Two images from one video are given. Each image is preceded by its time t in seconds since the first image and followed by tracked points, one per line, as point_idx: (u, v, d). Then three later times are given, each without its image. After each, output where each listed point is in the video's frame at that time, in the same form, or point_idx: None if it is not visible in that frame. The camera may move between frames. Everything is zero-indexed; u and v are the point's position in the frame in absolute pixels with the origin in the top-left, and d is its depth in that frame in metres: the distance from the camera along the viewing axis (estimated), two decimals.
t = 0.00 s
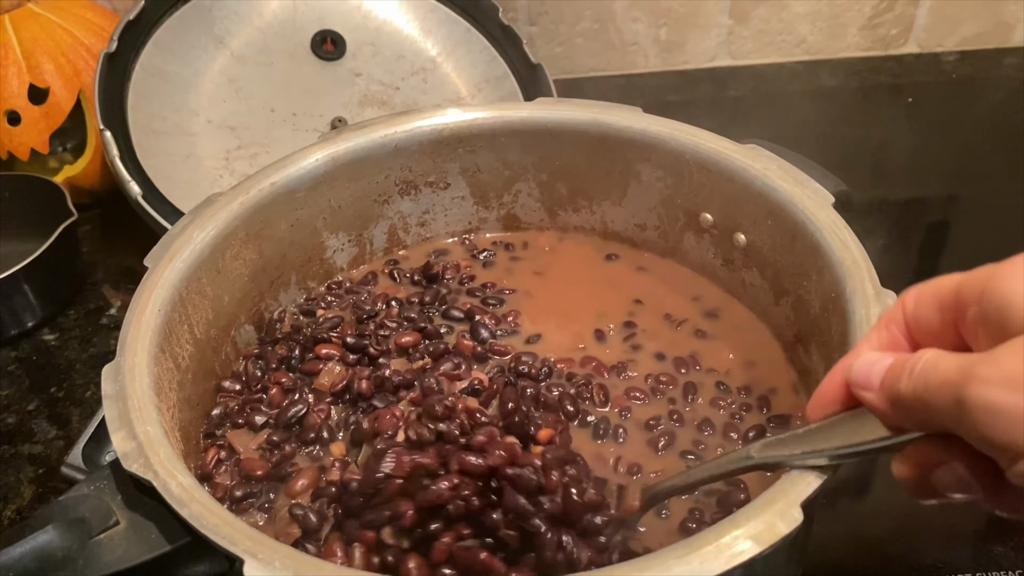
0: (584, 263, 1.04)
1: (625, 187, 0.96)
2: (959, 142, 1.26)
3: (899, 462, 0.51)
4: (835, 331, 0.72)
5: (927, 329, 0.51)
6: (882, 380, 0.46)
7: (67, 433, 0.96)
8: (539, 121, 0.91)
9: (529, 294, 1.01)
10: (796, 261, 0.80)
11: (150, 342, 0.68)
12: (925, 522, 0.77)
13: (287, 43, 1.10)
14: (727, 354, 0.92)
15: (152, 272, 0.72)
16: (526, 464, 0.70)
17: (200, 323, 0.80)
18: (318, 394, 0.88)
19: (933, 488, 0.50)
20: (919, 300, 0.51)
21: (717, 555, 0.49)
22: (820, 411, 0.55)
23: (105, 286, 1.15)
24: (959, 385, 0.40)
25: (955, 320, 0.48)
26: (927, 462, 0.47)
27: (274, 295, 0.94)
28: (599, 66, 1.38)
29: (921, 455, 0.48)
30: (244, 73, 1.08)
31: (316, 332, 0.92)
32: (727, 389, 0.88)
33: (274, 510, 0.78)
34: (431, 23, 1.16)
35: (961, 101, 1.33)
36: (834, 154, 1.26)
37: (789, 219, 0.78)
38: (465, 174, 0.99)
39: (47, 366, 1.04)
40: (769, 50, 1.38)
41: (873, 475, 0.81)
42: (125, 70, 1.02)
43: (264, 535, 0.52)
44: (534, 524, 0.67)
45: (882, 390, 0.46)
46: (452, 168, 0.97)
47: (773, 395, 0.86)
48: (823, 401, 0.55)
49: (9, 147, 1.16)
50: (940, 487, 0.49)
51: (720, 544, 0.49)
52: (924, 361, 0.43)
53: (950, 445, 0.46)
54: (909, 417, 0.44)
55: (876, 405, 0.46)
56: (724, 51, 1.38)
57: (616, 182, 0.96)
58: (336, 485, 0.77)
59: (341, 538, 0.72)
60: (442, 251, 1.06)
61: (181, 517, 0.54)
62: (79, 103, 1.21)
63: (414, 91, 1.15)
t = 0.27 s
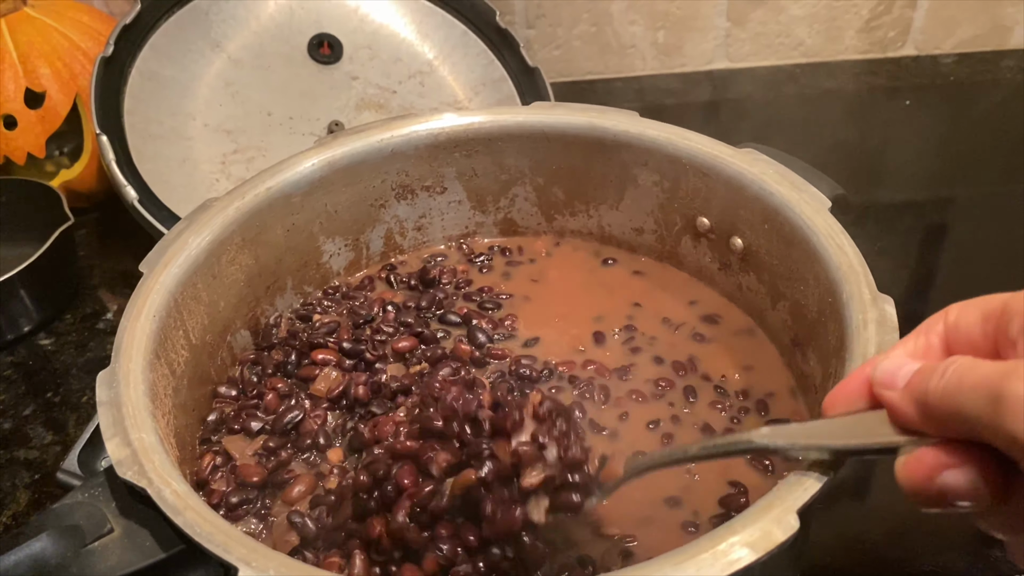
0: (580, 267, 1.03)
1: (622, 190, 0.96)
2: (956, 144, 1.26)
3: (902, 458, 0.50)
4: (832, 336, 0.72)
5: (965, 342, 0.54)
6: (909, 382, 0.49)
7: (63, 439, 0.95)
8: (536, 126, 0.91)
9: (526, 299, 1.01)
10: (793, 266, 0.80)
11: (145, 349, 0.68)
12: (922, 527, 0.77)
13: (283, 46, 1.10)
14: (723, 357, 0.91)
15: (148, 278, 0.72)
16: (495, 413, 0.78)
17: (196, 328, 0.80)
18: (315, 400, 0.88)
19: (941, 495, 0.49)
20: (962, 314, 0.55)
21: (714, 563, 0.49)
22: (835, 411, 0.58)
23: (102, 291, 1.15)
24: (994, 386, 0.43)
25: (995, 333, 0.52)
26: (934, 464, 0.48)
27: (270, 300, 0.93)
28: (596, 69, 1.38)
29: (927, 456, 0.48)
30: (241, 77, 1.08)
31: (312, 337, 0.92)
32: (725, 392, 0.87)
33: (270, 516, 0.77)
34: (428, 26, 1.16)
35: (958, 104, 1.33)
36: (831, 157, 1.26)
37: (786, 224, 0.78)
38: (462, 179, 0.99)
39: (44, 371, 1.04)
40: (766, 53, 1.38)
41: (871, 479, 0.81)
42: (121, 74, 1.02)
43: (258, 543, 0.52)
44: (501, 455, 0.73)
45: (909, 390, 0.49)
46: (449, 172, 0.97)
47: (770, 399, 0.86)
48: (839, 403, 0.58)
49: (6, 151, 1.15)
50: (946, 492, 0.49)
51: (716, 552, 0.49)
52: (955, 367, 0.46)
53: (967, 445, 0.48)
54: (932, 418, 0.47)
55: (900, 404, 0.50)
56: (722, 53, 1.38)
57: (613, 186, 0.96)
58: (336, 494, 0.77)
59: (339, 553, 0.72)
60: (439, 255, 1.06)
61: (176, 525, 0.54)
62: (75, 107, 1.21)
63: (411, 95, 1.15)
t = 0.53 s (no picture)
0: (577, 268, 1.03)
1: (619, 192, 0.96)
2: (952, 146, 1.27)
3: (933, 379, 0.51)
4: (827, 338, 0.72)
5: (1008, 266, 0.54)
6: (948, 301, 0.50)
7: (60, 441, 0.95)
8: (532, 127, 0.91)
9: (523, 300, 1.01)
10: (788, 267, 0.80)
11: (141, 350, 0.68)
12: (917, 528, 0.77)
13: (280, 48, 1.10)
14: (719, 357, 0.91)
15: (143, 280, 0.72)
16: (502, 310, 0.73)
17: (192, 330, 0.80)
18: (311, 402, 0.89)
19: (971, 419, 0.49)
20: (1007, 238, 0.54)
21: (707, 564, 0.49)
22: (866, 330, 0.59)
23: (98, 292, 1.15)
24: None
25: None
26: (968, 383, 0.48)
27: (266, 302, 0.93)
28: (593, 71, 1.38)
29: (961, 375, 0.49)
30: (237, 79, 1.08)
31: (308, 339, 0.93)
32: (721, 391, 0.87)
33: (266, 518, 0.78)
34: (424, 28, 1.16)
35: (955, 105, 1.34)
36: (828, 158, 1.26)
37: (781, 225, 0.78)
38: (458, 180, 0.99)
39: (40, 373, 1.04)
40: (763, 55, 1.39)
41: (867, 480, 0.81)
42: (118, 76, 1.02)
43: (254, 545, 0.52)
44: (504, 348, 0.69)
45: (947, 310, 0.50)
46: (446, 173, 0.97)
47: (766, 399, 0.86)
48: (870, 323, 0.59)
49: (3, 153, 1.15)
50: (977, 416, 0.49)
51: (709, 553, 0.49)
52: (997, 287, 0.47)
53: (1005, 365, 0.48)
54: (970, 337, 0.48)
55: (938, 324, 0.51)
56: (719, 55, 1.38)
57: (609, 188, 0.96)
58: (335, 496, 0.78)
59: (338, 554, 0.72)
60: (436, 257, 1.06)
61: (170, 526, 0.54)
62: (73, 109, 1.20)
63: (408, 96, 1.15)
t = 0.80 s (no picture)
0: (576, 266, 1.04)
1: (618, 190, 0.96)
2: (951, 145, 1.27)
3: (945, 375, 0.51)
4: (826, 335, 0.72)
5: (1018, 262, 0.55)
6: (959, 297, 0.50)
7: (60, 439, 0.96)
8: (532, 126, 0.92)
9: (522, 298, 1.01)
10: (787, 265, 0.80)
11: (142, 349, 0.68)
12: (916, 525, 0.77)
13: (280, 47, 1.11)
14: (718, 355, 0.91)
15: (144, 279, 0.72)
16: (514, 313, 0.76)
17: (193, 328, 0.80)
18: (312, 400, 0.88)
19: (983, 415, 0.50)
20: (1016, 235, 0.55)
21: (707, 559, 0.49)
22: (879, 325, 0.59)
23: (98, 292, 1.15)
24: None
25: None
26: (980, 378, 0.49)
27: (266, 301, 0.94)
28: (592, 70, 1.38)
29: (974, 370, 0.49)
30: (237, 79, 1.08)
31: (309, 338, 0.93)
32: (720, 390, 0.87)
33: (266, 515, 0.78)
34: (424, 28, 1.17)
35: (953, 104, 1.34)
36: (827, 157, 1.26)
37: (780, 223, 0.78)
38: (458, 178, 0.99)
39: (40, 372, 1.04)
40: (762, 54, 1.39)
41: (866, 477, 0.81)
42: (118, 76, 1.02)
43: (255, 541, 0.52)
44: (518, 347, 0.71)
45: (958, 306, 0.50)
46: (445, 172, 0.97)
47: (766, 397, 0.86)
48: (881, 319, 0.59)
49: (3, 152, 1.15)
50: (990, 411, 0.49)
51: (709, 548, 0.50)
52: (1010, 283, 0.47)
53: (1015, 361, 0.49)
54: (982, 333, 0.48)
55: (949, 318, 0.51)
56: (718, 55, 1.38)
57: (608, 186, 0.96)
58: (336, 494, 0.78)
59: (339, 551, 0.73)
60: (436, 255, 1.06)
61: (172, 523, 0.54)
62: (73, 109, 1.21)
63: (407, 95, 1.15)
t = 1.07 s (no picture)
0: (575, 264, 1.04)
1: (616, 189, 0.97)
2: (948, 145, 1.27)
3: (944, 368, 0.52)
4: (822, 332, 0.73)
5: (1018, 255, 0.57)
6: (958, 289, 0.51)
7: (60, 437, 0.96)
8: (531, 125, 0.92)
9: (521, 296, 1.01)
10: (784, 263, 0.81)
11: (142, 345, 0.68)
12: (913, 522, 0.78)
13: (279, 47, 1.11)
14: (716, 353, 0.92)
15: (145, 276, 0.73)
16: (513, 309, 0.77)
17: (193, 326, 0.81)
18: (311, 396, 0.89)
19: (983, 406, 0.50)
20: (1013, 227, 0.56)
21: (703, 553, 0.49)
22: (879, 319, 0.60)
23: (98, 290, 1.15)
24: None
25: None
26: (979, 370, 0.49)
27: (265, 298, 0.94)
28: (591, 70, 1.39)
29: (973, 363, 0.50)
30: (237, 78, 1.09)
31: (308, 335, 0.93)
32: (717, 387, 0.88)
33: (266, 511, 0.78)
34: (423, 27, 1.17)
35: (950, 104, 1.35)
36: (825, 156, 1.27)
37: (777, 221, 0.79)
38: (457, 177, 0.99)
39: (40, 371, 1.04)
40: (759, 54, 1.39)
41: (863, 474, 0.82)
42: (117, 75, 1.02)
43: (255, 536, 0.52)
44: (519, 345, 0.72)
45: (956, 297, 0.50)
46: (444, 171, 0.98)
47: (764, 394, 0.86)
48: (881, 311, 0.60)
49: (3, 151, 1.16)
50: (988, 402, 0.50)
51: (706, 542, 0.50)
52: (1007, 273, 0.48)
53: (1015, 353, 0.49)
54: (981, 326, 0.49)
55: (948, 310, 0.51)
56: (716, 55, 1.39)
57: (606, 185, 0.97)
58: (335, 490, 0.79)
59: (339, 546, 0.73)
60: (435, 253, 1.07)
61: (173, 517, 0.54)
62: (72, 108, 1.21)
63: (406, 95, 1.15)
